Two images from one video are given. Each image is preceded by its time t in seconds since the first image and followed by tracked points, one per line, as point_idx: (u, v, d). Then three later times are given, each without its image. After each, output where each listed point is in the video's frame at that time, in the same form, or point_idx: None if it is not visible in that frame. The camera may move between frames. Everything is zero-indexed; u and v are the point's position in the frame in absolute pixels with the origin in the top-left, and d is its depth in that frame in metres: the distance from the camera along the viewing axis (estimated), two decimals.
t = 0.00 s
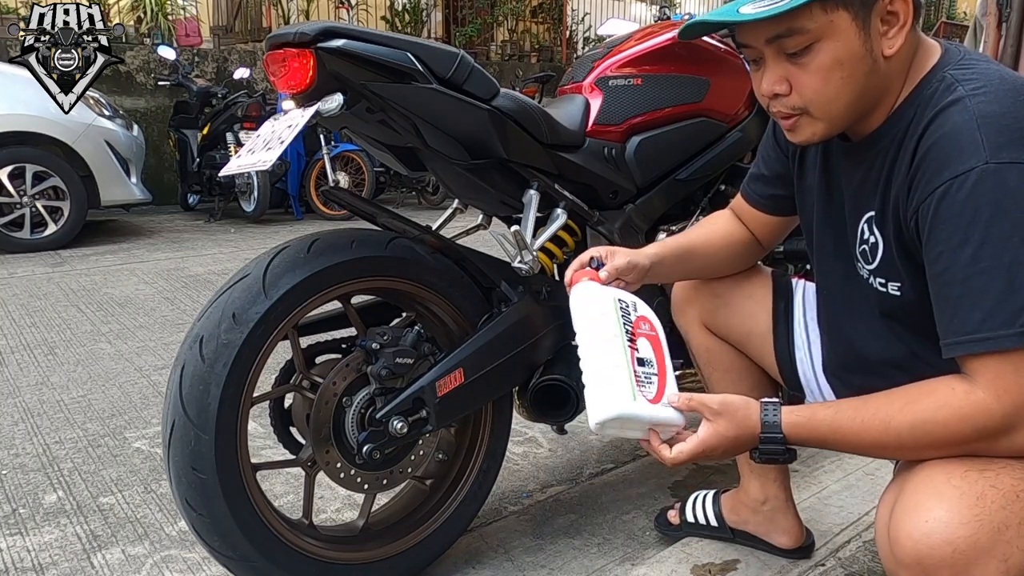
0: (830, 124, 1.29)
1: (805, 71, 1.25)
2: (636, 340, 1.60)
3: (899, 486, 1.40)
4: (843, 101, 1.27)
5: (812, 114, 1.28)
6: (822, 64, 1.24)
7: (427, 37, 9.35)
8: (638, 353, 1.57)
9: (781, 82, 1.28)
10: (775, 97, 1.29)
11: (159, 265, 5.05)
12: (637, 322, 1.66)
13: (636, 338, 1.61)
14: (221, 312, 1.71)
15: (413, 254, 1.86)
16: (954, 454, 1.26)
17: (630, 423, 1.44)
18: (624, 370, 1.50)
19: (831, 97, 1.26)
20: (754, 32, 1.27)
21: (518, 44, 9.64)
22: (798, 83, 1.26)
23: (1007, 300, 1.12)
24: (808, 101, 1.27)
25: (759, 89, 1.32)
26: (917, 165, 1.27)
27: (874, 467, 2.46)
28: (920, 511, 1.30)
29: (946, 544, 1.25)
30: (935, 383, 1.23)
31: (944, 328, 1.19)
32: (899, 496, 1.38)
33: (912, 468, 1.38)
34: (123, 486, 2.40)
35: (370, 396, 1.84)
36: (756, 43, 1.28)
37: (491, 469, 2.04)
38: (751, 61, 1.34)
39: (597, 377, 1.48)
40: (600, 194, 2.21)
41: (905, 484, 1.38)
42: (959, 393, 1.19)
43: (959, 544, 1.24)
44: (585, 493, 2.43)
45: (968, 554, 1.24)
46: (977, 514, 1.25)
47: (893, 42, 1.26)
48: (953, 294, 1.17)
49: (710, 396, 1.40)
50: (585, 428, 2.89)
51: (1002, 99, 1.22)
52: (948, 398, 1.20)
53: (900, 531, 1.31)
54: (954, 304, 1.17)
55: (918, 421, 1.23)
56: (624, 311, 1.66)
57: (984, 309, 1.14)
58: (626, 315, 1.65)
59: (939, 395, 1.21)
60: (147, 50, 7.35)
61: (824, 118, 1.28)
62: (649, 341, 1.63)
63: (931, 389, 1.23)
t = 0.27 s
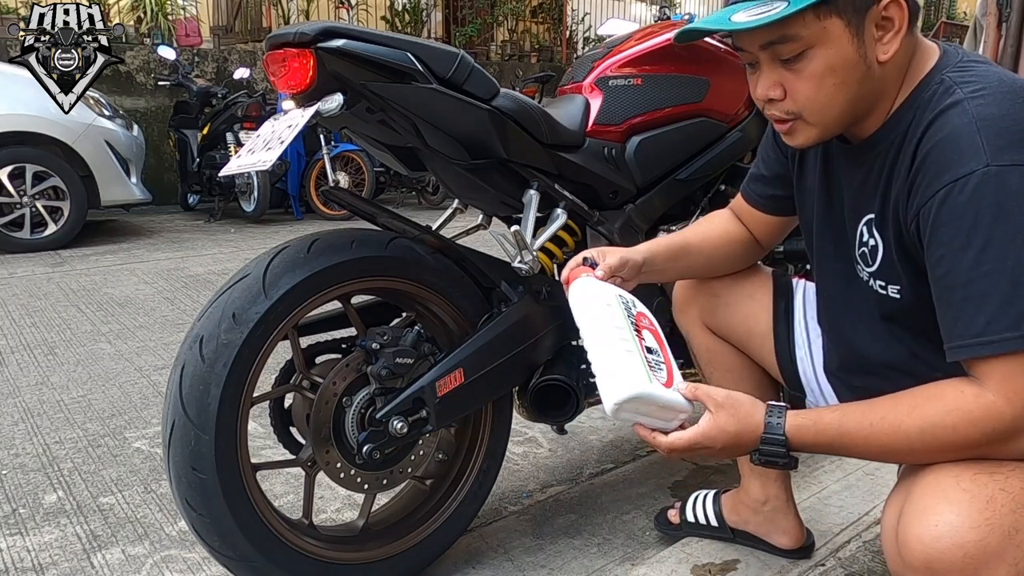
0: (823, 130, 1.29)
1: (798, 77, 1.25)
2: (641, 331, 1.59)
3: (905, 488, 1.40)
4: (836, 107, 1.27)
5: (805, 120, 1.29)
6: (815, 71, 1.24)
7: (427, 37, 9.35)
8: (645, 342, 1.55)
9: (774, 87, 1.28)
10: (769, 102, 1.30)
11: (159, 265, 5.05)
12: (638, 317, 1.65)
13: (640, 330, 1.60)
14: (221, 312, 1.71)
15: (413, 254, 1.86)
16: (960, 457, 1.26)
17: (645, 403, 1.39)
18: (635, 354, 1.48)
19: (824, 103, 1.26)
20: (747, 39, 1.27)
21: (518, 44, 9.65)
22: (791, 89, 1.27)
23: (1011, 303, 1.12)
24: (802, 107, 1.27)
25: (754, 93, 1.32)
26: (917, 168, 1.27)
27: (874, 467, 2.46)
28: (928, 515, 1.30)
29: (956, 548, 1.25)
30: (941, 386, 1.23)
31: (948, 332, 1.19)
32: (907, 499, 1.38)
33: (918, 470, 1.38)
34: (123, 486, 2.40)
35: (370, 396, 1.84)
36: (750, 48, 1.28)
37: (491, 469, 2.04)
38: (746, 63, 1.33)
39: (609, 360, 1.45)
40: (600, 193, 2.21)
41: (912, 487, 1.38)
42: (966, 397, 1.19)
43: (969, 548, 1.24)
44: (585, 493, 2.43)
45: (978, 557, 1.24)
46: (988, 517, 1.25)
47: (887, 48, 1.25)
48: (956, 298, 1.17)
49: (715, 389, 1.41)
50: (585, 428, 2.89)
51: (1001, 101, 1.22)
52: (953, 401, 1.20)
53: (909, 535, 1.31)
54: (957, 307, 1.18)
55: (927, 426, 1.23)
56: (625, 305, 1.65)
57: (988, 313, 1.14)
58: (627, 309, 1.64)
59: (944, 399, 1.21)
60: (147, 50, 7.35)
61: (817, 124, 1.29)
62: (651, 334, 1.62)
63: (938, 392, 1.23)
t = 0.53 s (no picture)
0: (820, 126, 1.29)
1: (796, 70, 1.26)
2: (639, 340, 1.57)
3: (906, 489, 1.40)
4: (834, 103, 1.27)
5: (803, 114, 1.29)
6: (815, 64, 1.24)
7: (427, 37, 9.35)
8: (641, 353, 1.53)
9: (773, 79, 1.28)
10: (767, 94, 1.30)
11: (159, 265, 5.05)
12: (642, 319, 1.61)
13: (639, 337, 1.57)
14: (221, 312, 1.71)
15: (413, 255, 1.86)
16: (962, 458, 1.26)
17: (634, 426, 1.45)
18: (628, 374, 1.48)
19: (821, 98, 1.26)
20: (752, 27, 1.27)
21: (518, 44, 9.65)
22: (789, 81, 1.27)
23: (1010, 304, 1.12)
24: (799, 100, 1.27)
25: (753, 84, 1.32)
26: (917, 168, 1.27)
27: (874, 467, 2.46)
28: (929, 515, 1.30)
29: (957, 549, 1.25)
30: (939, 387, 1.23)
31: (948, 332, 1.19)
32: (907, 499, 1.38)
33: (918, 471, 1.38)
34: (123, 486, 2.40)
35: (370, 396, 1.84)
36: (753, 35, 1.29)
37: (492, 469, 2.04)
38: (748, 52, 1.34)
39: (600, 381, 1.48)
40: (600, 194, 2.21)
41: (912, 487, 1.38)
42: (964, 398, 1.19)
43: (970, 549, 1.24)
44: (585, 493, 2.43)
45: (979, 559, 1.24)
46: (989, 518, 1.25)
47: (889, 47, 1.25)
48: (955, 299, 1.17)
49: (712, 401, 1.41)
50: (585, 427, 2.89)
51: (1000, 102, 1.22)
52: (951, 402, 1.20)
53: (909, 536, 1.31)
54: (956, 308, 1.18)
55: (926, 428, 1.23)
56: (628, 308, 1.61)
57: (987, 313, 1.14)
58: (629, 312, 1.61)
59: (942, 400, 1.22)
60: (147, 50, 7.35)
61: (814, 119, 1.29)
62: (655, 339, 1.58)
63: (936, 394, 1.23)
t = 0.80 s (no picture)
0: (828, 113, 1.29)
1: (807, 55, 1.25)
2: (653, 350, 1.49)
3: (906, 489, 1.40)
4: (843, 89, 1.27)
5: (812, 101, 1.28)
6: (827, 50, 1.24)
7: (427, 37, 9.35)
8: (649, 367, 1.47)
9: (782, 66, 1.28)
10: (776, 82, 1.29)
11: (159, 265, 5.05)
12: (662, 327, 1.50)
13: (654, 347, 1.49)
14: (221, 312, 1.71)
15: (413, 255, 1.86)
16: (960, 459, 1.26)
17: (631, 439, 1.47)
18: (628, 389, 1.46)
19: (831, 84, 1.26)
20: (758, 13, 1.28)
21: (518, 44, 9.65)
22: (800, 67, 1.26)
23: (1004, 302, 1.12)
24: (809, 86, 1.27)
25: (761, 74, 1.31)
26: (911, 167, 1.27)
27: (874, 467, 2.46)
28: (930, 517, 1.30)
29: (959, 550, 1.25)
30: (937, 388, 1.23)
31: (941, 330, 1.19)
32: (908, 500, 1.38)
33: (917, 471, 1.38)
34: (123, 486, 2.40)
35: (370, 396, 1.84)
36: (762, 22, 1.29)
37: (492, 469, 2.04)
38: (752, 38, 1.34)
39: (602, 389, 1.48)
40: (600, 194, 2.22)
41: (911, 488, 1.38)
42: (961, 399, 1.19)
43: (973, 550, 1.25)
44: (585, 493, 2.43)
45: (981, 560, 1.25)
46: (990, 518, 1.25)
47: (897, 38, 1.26)
48: (949, 297, 1.17)
49: (710, 424, 1.40)
50: (585, 427, 2.89)
51: (994, 101, 1.22)
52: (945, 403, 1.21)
53: (910, 537, 1.31)
54: (949, 306, 1.17)
55: (922, 429, 1.23)
56: (651, 314, 1.50)
57: (980, 311, 1.14)
58: (650, 317, 1.50)
59: (939, 401, 1.22)
60: (147, 50, 7.35)
61: (823, 107, 1.28)
62: (671, 351, 1.50)
63: (932, 394, 1.23)
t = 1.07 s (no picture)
0: (849, 111, 1.27)
1: (821, 54, 1.25)
2: (658, 340, 1.47)
3: (908, 489, 1.40)
4: (861, 85, 1.26)
5: (832, 100, 1.27)
6: (843, 46, 1.23)
7: (427, 37, 9.35)
8: (653, 357, 1.45)
9: (796, 69, 1.27)
10: (791, 85, 1.28)
11: (159, 265, 5.05)
12: (669, 318, 1.48)
13: (660, 337, 1.47)
14: (221, 312, 1.71)
15: (413, 255, 1.86)
16: (961, 459, 1.26)
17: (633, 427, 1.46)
18: (630, 376, 1.45)
19: (849, 81, 1.25)
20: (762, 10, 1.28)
21: (518, 44, 9.65)
22: (815, 68, 1.25)
23: (1008, 301, 1.12)
24: (829, 85, 1.26)
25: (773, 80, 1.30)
26: (914, 168, 1.27)
27: (874, 467, 2.46)
28: (930, 516, 1.30)
29: (959, 549, 1.25)
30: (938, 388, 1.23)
31: (946, 331, 1.19)
32: (909, 500, 1.38)
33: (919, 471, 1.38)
34: (123, 486, 2.40)
35: (370, 396, 1.84)
36: (770, 27, 1.28)
37: (491, 469, 2.04)
38: (757, 49, 1.34)
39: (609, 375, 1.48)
40: (600, 194, 2.22)
41: (913, 488, 1.38)
42: (962, 399, 1.19)
43: (973, 549, 1.24)
44: (585, 493, 2.43)
45: (982, 559, 1.24)
46: (991, 518, 1.25)
47: (902, 33, 1.27)
48: (953, 298, 1.17)
49: (710, 413, 1.39)
50: (585, 427, 2.89)
51: (996, 101, 1.22)
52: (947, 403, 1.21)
53: (911, 536, 1.31)
54: (955, 307, 1.17)
55: (924, 428, 1.23)
56: (658, 306, 1.48)
57: (985, 312, 1.14)
58: (657, 308, 1.47)
59: (941, 401, 1.22)
60: (147, 50, 7.35)
61: (841, 106, 1.27)
62: (676, 342, 1.47)
63: (934, 395, 1.23)
